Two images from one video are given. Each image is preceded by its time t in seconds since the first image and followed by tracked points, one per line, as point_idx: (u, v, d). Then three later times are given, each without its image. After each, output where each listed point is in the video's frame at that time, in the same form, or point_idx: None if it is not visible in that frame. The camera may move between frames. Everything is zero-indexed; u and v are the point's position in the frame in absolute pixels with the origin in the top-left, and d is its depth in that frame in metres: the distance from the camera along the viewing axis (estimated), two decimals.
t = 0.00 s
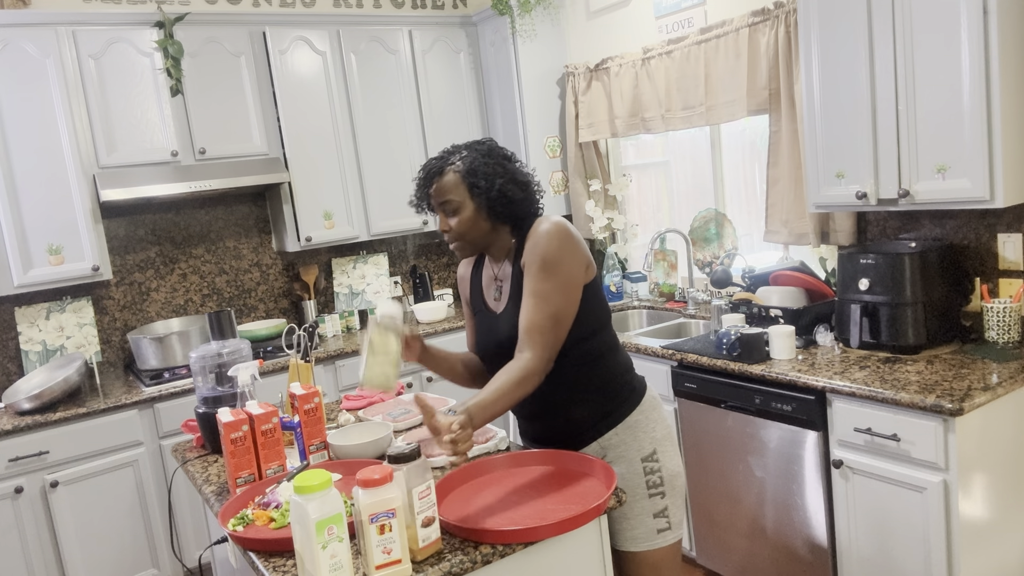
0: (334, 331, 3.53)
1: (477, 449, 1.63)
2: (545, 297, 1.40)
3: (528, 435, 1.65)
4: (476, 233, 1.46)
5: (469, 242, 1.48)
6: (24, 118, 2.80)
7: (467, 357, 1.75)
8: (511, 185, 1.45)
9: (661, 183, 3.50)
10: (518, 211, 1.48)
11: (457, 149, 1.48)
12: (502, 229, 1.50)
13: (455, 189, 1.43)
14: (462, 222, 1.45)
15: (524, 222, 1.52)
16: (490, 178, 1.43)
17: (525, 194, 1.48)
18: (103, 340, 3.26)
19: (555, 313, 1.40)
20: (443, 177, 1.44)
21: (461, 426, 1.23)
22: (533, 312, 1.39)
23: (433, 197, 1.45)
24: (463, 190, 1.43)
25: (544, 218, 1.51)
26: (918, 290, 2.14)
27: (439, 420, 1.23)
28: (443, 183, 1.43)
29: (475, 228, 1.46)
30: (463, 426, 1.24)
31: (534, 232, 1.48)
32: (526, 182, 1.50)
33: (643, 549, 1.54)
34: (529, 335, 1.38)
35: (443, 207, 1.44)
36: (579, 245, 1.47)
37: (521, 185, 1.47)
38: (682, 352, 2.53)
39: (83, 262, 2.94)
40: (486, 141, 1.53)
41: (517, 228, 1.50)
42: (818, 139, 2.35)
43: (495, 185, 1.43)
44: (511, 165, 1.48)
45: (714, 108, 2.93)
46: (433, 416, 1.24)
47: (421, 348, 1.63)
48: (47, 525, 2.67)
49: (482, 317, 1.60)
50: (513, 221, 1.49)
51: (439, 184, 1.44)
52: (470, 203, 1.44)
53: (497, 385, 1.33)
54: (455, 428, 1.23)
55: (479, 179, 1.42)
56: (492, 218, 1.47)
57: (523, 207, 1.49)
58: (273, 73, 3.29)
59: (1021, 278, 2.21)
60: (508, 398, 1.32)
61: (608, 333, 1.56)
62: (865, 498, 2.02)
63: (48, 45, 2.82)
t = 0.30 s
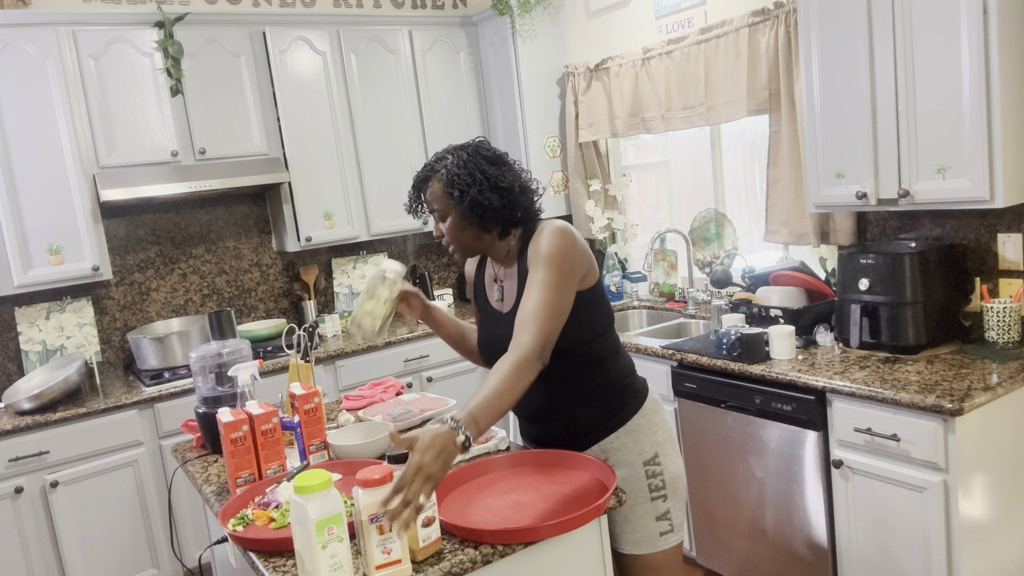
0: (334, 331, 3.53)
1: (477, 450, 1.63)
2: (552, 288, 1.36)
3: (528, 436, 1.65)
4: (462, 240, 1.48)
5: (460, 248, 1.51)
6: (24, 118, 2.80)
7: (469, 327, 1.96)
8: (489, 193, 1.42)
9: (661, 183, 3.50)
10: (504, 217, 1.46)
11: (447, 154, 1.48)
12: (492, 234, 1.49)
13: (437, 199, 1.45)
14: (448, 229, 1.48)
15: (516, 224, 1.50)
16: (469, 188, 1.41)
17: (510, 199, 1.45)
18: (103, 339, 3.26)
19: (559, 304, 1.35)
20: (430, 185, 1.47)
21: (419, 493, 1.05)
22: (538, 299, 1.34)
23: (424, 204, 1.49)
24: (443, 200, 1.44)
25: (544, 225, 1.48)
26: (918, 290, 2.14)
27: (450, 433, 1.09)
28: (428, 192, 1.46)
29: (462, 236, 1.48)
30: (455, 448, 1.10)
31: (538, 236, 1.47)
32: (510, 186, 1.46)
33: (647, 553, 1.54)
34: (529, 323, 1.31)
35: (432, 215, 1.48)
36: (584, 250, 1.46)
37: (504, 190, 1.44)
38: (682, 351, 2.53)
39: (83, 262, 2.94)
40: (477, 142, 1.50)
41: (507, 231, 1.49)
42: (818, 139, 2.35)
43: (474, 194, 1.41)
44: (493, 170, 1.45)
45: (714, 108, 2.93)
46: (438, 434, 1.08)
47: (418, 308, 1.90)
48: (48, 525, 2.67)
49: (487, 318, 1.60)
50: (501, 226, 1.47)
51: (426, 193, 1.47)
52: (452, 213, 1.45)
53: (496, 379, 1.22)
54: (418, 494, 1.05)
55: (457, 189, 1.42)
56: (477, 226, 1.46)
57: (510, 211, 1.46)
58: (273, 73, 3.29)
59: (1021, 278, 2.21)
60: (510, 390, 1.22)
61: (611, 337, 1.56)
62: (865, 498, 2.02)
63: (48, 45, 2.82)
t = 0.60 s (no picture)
0: (334, 331, 3.53)
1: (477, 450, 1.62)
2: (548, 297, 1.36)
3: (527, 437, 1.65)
4: (467, 238, 1.48)
5: (463, 246, 1.50)
6: (24, 118, 2.80)
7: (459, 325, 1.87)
8: (495, 186, 1.42)
9: (661, 183, 3.51)
10: (509, 213, 1.46)
11: (447, 152, 1.48)
12: (496, 232, 1.48)
13: (442, 195, 1.44)
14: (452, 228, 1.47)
15: (518, 222, 1.50)
16: (475, 183, 1.41)
17: (515, 194, 1.46)
18: (103, 340, 3.26)
19: (553, 315, 1.35)
20: (432, 183, 1.46)
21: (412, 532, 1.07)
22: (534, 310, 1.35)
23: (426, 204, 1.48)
24: (448, 197, 1.43)
25: (543, 230, 1.47)
26: (918, 290, 2.14)
27: (450, 467, 1.11)
28: (431, 190, 1.45)
29: (466, 234, 1.47)
30: (456, 483, 1.12)
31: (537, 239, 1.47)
32: (516, 180, 1.46)
33: (643, 557, 1.54)
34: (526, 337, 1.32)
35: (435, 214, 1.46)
36: (582, 252, 1.46)
37: (510, 186, 1.45)
38: (682, 352, 2.53)
39: (83, 263, 2.94)
40: (478, 139, 1.50)
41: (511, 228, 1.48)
42: (818, 139, 2.35)
43: (481, 188, 1.41)
44: (498, 165, 1.45)
45: (714, 108, 2.93)
46: (436, 470, 1.10)
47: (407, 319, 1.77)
48: (47, 526, 2.67)
49: (488, 319, 1.60)
50: (505, 223, 1.47)
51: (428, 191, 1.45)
52: (457, 209, 1.44)
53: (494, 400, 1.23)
54: (411, 532, 1.07)
55: (463, 185, 1.41)
56: (483, 223, 1.46)
57: (515, 207, 1.47)
58: (273, 73, 3.29)
59: (1021, 278, 2.21)
60: (508, 411, 1.23)
61: (612, 340, 1.56)
62: (864, 498, 2.02)
63: (48, 45, 2.82)
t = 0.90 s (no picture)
0: (334, 331, 3.53)
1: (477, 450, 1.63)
2: (556, 300, 1.36)
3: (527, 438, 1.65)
4: (472, 237, 1.47)
5: (466, 247, 1.49)
6: (24, 118, 2.81)
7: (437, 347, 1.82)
8: (503, 184, 1.45)
9: (661, 183, 3.51)
10: (514, 211, 1.48)
11: (446, 153, 1.47)
12: (499, 231, 1.49)
13: (448, 196, 1.42)
14: (456, 228, 1.46)
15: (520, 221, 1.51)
16: (482, 182, 1.42)
17: (520, 193, 1.48)
18: (103, 340, 3.26)
19: (561, 317, 1.35)
20: (434, 184, 1.44)
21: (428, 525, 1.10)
22: (543, 314, 1.35)
23: (427, 207, 1.46)
24: (454, 197, 1.43)
25: (544, 231, 1.48)
26: (918, 290, 2.14)
27: (456, 462, 1.12)
28: (434, 191, 1.43)
29: (471, 233, 1.47)
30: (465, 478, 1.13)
31: (539, 240, 1.47)
32: (519, 178, 1.49)
33: (644, 557, 1.55)
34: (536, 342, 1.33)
35: (438, 216, 1.45)
36: (583, 253, 1.45)
37: (515, 184, 1.47)
38: (682, 352, 2.53)
39: (83, 263, 2.94)
40: (473, 140, 1.52)
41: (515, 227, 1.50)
42: (818, 139, 2.35)
43: (489, 187, 1.43)
44: (501, 164, 1.47)
45: (714, 108, 2.93)
46: (444, 466, 1.11)
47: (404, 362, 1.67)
48: (47, 526, 2.67)
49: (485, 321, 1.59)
50: (509, 222, 1.49)
51: (430, 193, 1.44)
52: (464, 209, 1.44)
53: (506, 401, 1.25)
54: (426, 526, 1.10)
55: (470, 184, 1.42)
56: (488, 222, 1.47)
57: (519, 206, 1.48)
58: (273, 73, 3.29)
59: (1021, 278, 2.21)
60: (520, 412, 1.24)
61: (610, 341, 1.56)
62: (864, 498, 2.02)
63: (48, 45, 2.82)
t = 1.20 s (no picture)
0: (334, 331, 3.53)
1: (477, 449, 1.64)
2: (608, 301, 1.42)
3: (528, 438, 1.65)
4: (473, 237, 1.47)
5: (468, 246, 1.49)
6: (25, 118, 2.80)
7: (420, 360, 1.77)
8: (503, 183, 1.46)
9: (661, 183, 3.51)
10: (514, 209, 1.48)
11: (445, 154, 1.48)
12: (500, 231, 1.49)
13: (448, 195, 1.43)
14: (457, 227, 1.46)
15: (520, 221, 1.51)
16: (483, 180, 1.43)
17: (519, 192, 1.49)
18: (103, 340, 3.26)
19: (614, 311, 1.42)
20: (435, 185, 1.44)
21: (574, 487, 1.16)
22: (604, 316, 1.41)
23: (428, 207, 1.46)
24: (454, 196, 1.43)
25: (550, 230, 1.50)
26: (918, 290, 2.14)
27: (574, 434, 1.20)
28: (435, 191, 1.43)
29: (473, 232, 1.47)
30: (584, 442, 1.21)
31: (549, 240, 1.49)
32: (519, 177, 1.50)
33: (643, 557, 1.55)
34: (609, 340, 1.40)
35: (439, 216, 1.45)
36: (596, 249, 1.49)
37: (515, 183, 1.48)
38: (682, 352, 2.53)
39: (83, 262, 2.94)
40: (472, 140, 1.52)
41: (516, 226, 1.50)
42: (818, 139, 2.35)
43: (490, 185, 1.43)
44: (500, 162, 1.48)
45: (714, 108, 2.93)
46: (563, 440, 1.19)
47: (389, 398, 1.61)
48: (47, 526, 2.67)
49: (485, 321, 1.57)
50: (510, 221, 1.49)
51: (430, 193, 1.44)
52: (465, 208, 1.44)
53: (598, 388, 1.34)
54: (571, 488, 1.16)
55: (471, 183, 1.42)
56: (489, 221, 1.47)
57: (520, 205, 1.49)
58: (273, 73, 3.29)
59: (1020, 278, 2.21)
60: (617, 397, 1.34)
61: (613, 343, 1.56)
62: (864, 499, 2.02)
63: (48, 45, 2.82)
